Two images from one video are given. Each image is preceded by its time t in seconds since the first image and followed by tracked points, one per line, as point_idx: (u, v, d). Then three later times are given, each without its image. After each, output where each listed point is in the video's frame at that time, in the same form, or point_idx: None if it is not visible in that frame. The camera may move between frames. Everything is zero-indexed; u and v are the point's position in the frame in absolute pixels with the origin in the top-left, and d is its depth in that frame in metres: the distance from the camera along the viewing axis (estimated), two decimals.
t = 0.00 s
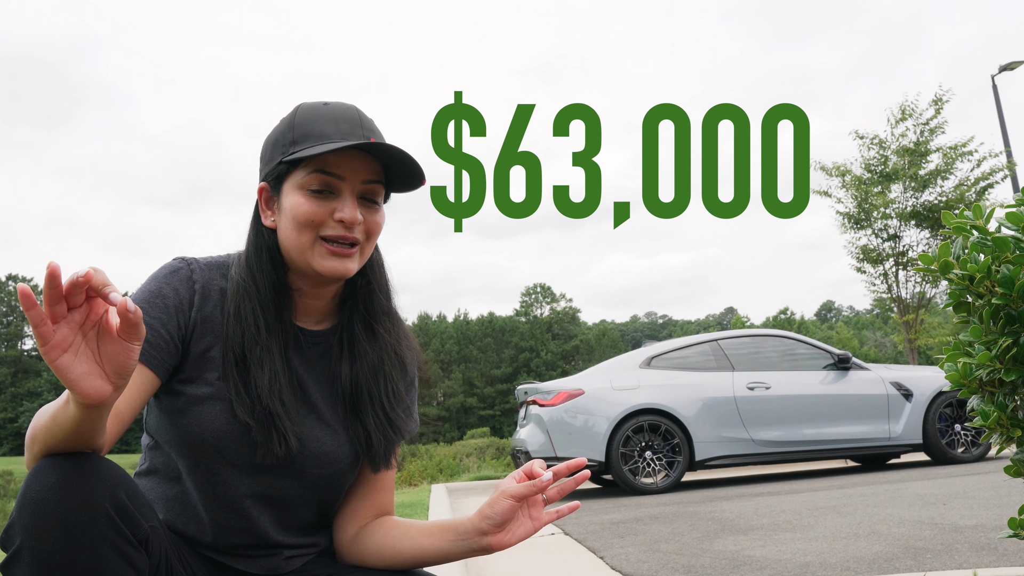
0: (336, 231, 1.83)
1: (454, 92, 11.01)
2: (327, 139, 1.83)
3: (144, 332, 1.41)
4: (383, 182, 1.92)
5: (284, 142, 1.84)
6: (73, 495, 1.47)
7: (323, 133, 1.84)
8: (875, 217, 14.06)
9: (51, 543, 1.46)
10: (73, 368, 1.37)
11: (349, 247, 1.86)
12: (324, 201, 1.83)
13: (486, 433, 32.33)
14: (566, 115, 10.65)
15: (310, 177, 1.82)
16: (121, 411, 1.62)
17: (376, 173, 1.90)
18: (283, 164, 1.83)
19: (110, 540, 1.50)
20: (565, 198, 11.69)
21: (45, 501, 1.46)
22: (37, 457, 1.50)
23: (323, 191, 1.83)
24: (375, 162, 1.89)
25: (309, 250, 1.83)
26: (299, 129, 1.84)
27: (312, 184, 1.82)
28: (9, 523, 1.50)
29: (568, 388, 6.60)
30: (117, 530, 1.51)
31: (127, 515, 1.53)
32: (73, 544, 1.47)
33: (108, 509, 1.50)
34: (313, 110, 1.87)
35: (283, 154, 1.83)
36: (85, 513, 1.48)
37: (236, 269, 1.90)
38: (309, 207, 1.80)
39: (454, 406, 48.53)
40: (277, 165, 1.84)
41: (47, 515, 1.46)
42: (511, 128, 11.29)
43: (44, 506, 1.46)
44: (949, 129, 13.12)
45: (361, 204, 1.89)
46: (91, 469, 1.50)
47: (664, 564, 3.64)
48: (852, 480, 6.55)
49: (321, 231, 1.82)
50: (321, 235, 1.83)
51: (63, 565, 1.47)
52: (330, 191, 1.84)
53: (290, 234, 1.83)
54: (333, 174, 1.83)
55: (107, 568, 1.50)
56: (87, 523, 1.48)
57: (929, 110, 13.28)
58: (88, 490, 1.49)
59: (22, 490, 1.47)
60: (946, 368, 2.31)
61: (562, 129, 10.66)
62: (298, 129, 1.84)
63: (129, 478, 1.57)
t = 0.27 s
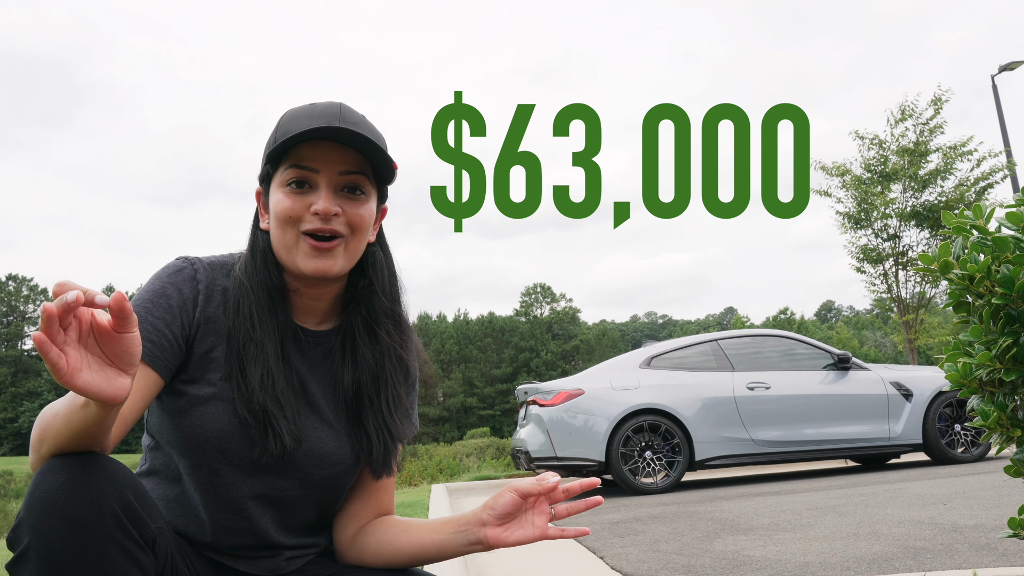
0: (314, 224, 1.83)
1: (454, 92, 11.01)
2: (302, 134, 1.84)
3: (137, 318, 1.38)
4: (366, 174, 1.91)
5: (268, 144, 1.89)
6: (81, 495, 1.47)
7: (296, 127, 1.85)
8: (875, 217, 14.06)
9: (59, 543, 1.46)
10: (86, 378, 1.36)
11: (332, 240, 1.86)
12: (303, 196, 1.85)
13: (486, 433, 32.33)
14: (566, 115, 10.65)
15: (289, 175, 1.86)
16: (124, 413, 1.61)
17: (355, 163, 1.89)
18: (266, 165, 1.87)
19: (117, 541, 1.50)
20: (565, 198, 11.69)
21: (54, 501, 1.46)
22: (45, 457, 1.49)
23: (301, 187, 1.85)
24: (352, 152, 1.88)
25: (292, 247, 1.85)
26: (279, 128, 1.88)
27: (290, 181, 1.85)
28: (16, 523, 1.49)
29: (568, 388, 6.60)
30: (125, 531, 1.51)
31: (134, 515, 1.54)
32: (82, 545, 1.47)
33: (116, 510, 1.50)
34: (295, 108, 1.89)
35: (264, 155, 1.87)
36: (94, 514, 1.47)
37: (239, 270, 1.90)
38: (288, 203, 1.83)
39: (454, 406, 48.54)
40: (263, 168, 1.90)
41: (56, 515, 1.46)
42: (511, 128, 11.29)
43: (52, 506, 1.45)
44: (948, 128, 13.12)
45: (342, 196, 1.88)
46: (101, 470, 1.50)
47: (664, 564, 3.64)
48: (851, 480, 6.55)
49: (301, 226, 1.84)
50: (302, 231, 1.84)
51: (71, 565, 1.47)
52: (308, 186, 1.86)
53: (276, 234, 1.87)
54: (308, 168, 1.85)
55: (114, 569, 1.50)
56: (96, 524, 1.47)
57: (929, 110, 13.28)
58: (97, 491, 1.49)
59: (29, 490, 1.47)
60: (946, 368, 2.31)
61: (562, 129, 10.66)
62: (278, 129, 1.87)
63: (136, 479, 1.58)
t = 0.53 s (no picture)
0: (316, 223, 1.83)
1: (454, 92, 11.02)
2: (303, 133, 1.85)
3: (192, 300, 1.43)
4: (368, 173, 1.92)
5: (269, 145, 1.90)
6: (92, 495, 1.46)
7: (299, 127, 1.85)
8: (874, 217, 14.05)
9: (69, 543, 1.45)
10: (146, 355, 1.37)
11: (334, 238, 1.86)
12: (304, 195, 1.85)
13: (486, 433, 32.34)
14: (566, 115, 10.65)
15: (290, 174, 1.86)
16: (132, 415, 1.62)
17: (356, 163, 1.90)
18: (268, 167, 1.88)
19: (125, 543, 1.49)
20: (565, 198, 11.69)
21: (64, 500, 1.45)
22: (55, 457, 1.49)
23: (303, 186, 1.86)
24: (354, 152, 1.89)
25: (294, 245, 1.85)
26: (280, 129, 1.88)
27: (292, 181, 1.86)
28: (23, 522, 1.48)
29: (568, 388, 6.60)
30: (133, 532, 1.51)
31: (142, 517, 1.54)
32: (90, 546, 1.46)
33: (125, 511, 1.50)
34: (297, 109, 1.90)
35: (266, 156, 1.88)
36: (104, 515, 1.47)
37: (241, 272, 1.92)
38: (290, 202, 1.83)
39: (454, 406, 48.54)
40: (265, 169, 1.90)
41: (66, 515, 1.45)
42: (511, 128, 11.30)
43: (62, 505, 1.45)
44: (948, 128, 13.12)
45: (344, 195, 1.88)
46: (114, 471, 1.50)
47: (664, 564, 3.64)
48: (851, 480, 6.55)
49: (303, 224, 1.84)
50: (304, 230, 1.84)
51: (78, 566, 1.46)
52: (310, 185, 1.86)
53: (277, 233, 1.87)
54: (310, 167, 1.86)
55: (122, 570, 1.49)
56: (105, 525, 1.47)
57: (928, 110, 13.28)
58: (108, 491, 1.48)
59: (38, 489, 1.45)
60: (945, 368, 2.32)
61: (562, 129, 10.66)
62: (279, 129, 1.88)
63: (143, 482, 1.58)
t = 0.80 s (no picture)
0: (315, 232, 1.83)
1: (454, 92, 11.02)
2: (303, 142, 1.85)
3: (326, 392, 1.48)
4: (369, 181, 1.90)
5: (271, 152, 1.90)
6: (101, 497, 1.46)
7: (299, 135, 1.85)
8: (875, 217, 14.05)
9: (76, 543, 1.44)
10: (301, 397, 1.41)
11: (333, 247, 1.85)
12: (304, 203, 1.85)
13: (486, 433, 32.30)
14: (566, 115, 10.65)
15: (291, 182, 1.86)
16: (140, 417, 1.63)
17: (357, 171, 1.89)
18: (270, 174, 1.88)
19: (131, 543, 1.50)
20: (565, 198, 11.70)
21: (71, 500, 1.44)
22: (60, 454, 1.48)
23: (303, 194, 1.85)
24: (355, 159, 1.88)
25: (293, 253, 1.85)
26: (282, 136, 1.89)
27: (292, 189, 1.86)
28: (29, 520, 1.47)
29: (568, 388, 6.60)
30: (139, 533, 1.51)
31: (148, 518, 1.54)
32: (96, 547, 1.46)
33: (132, 512, 1.50)
34: (299, 116, 1.90)
35: (268, 164, 1.88)
36: (111, 516, 1.47)
37: (245, 278, 1.91)
38: (289, 210, 1.83)
39: (454, 406, 48.54)
40: (267, 176, 1.91)
41: (73, 515, 1.44)
42: (511, 128, 11.30)
43: (70, 505, 1.44)
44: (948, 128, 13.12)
45: (344, 203, 1.88)
46: (122, 469, 1.49)
47: (664, 564, 3.64)
48: (851, 480, 6.55)
49: (303, 233, 1.83)
50: (303, 238, 1.84)
51: (84, 566, 1.45)
52: (310, 194, 1.86)
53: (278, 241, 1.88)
54: (310, 175, 1.86)
55: (127, 571, 1.49)
56: (111, 525, 1.47)
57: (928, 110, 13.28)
58: (116, 492, 1.48)
59: (45, 488, 1.44)
60: (946, 368, 2.32)
61: (562, 129, 10.66)
62: (281, 136, 1.88)
63: (148, 483, 1.57)
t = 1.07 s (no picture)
0: (322, 256, 1.84)
1: (454, 91, 11.01)
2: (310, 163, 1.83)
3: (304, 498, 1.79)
4: (377, 203, 1.89)
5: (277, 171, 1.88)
6: (101, 495, 1.46)
7: (306, 156, 1.84)
8: (875, 217, 14.05)
9: (76, 542, 1.44)
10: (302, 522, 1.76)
11: (339, 272, 1.86)
12: (310, 226, 1.85)
13: (486, 433, 32.29)
14: (566, 115, 10.65)
15: (297, 204, 1.86)
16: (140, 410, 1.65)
17: (364, 194, 1.88)
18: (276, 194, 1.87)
19: (132, 542, 1.49)
20: (565, 198, 11.69)
21: (73, 498, 1.45)
22: (59, 435, 1.50)
23: (310, 217, 1.85)
24: (363, 182, 1.87)
25: (300, 277, 1.86)
26: (288, 155, 1.87)
27: (299, 211, 1.85)
28: (29, 518, 1.47)
29: (568, 388, 6.60)
30: (139, 532, 1.51)
31: (149, 517, 1.54)
32: (97, 547, 1.45)
33: (133, 511, 1.50)
34: (308, 135, 1.89)
35: (274, 183, 1.87)
36: (112, 516, 1.47)
37: (253, 292, 1.91)
38: (296, 233, 1.84)
39: (454, 406, 48.52)
40: (274, 195, 1.90)
41: (74, 515, 1.44)
42: (511, 128, 11.29)
43: (71, 503, 1.44)
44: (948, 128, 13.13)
45: (352, 226, 1.88)
46: (122, 470, 1.50)
47: (664, 564, 3.64)
48: (851, 480, 6.55)
49: (308, 256, 1.84)
50: (309, 262, 1.85)
51: (85, 566, 1.45)
52: (316, 217, 1.86)
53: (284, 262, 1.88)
54: (316, 198, 1.85)
55: (129, 570, 1.49)
56: (112, 525, 1.47)
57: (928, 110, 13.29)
58: (117, 492, 1.48)
59: (49, 486, 1.45)
60: (945, 368, 2.32)
61: (562, 129, 10.66)
62: (288, 156, 1.87)
63: (149, 482, 1.57)
